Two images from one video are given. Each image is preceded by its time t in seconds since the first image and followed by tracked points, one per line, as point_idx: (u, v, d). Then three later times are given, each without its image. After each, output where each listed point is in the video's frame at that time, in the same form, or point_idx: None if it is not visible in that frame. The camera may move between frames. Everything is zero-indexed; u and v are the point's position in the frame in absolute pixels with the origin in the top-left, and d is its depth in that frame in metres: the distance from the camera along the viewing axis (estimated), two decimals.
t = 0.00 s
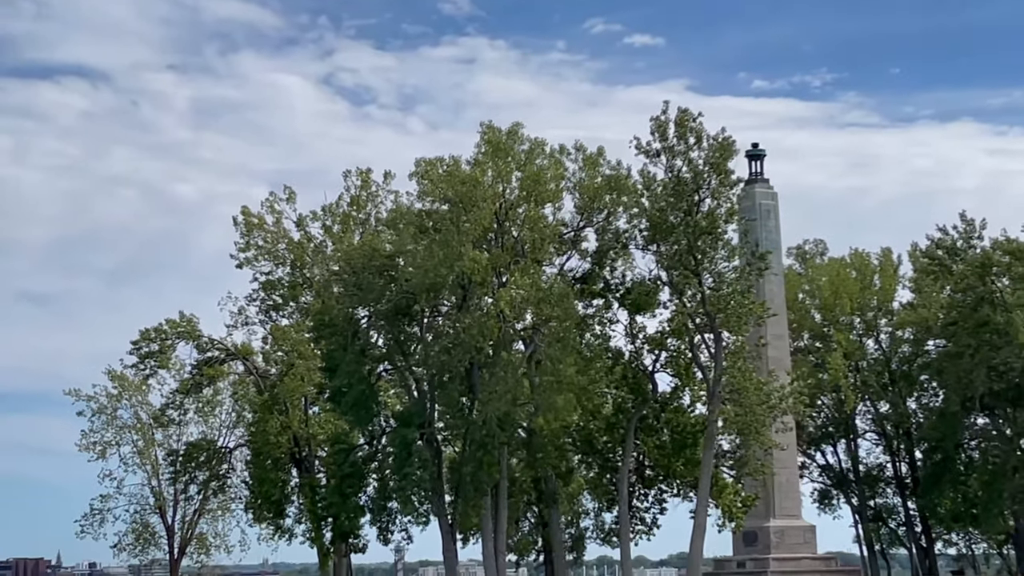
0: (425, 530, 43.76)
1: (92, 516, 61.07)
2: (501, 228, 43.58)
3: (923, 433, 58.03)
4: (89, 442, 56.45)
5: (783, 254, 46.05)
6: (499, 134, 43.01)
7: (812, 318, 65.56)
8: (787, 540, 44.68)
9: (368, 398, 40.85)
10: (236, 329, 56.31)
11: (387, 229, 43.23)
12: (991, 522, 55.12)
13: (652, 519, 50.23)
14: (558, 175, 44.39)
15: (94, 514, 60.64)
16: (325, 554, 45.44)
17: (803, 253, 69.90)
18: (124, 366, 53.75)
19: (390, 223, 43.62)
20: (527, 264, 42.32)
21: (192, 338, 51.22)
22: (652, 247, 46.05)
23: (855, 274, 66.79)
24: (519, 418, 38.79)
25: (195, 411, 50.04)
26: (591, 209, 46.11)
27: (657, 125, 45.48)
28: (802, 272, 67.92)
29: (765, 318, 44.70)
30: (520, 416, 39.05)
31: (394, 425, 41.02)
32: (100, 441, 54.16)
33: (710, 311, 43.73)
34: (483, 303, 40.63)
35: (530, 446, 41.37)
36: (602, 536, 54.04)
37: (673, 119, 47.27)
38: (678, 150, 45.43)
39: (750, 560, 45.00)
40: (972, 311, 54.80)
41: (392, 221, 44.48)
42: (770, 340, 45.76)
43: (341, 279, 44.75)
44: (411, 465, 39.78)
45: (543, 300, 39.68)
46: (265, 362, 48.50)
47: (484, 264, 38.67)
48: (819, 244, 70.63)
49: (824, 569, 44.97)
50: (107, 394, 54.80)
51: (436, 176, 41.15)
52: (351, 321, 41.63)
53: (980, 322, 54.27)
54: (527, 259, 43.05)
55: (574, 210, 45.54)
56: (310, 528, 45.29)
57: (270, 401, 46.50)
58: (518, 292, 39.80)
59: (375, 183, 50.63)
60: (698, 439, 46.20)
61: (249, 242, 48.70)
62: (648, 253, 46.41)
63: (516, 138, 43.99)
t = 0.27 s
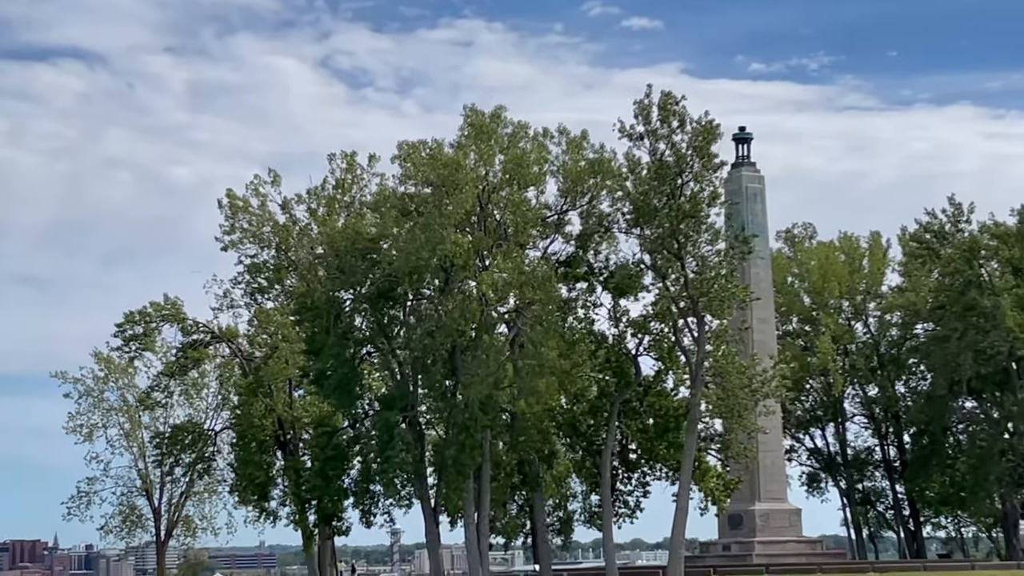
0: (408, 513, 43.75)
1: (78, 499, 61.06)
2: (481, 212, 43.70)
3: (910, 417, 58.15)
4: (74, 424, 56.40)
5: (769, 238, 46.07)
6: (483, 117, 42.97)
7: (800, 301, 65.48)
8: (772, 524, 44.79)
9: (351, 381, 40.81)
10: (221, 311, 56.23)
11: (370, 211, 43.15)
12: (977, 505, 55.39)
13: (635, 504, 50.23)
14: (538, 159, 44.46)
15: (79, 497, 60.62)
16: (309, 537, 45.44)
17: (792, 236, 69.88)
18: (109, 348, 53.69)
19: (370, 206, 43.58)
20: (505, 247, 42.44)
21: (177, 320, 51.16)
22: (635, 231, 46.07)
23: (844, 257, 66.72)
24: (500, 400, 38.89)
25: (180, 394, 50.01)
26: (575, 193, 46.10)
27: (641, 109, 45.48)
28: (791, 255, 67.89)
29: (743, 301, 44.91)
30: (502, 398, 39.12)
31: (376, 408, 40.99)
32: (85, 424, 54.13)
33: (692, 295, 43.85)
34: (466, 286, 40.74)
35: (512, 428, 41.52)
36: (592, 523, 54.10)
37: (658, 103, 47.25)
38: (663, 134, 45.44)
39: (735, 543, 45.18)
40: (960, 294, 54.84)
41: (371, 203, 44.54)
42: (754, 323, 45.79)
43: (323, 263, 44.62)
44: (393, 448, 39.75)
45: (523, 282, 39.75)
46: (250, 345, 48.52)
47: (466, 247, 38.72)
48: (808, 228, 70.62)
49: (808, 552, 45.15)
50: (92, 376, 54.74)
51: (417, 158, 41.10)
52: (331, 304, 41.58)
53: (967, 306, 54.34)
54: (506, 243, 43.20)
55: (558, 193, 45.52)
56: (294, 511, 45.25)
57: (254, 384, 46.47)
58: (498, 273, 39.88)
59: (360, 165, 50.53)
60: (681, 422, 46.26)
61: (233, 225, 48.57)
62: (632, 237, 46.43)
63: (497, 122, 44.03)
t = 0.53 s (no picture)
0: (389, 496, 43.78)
1: (63, 480, 61.07)
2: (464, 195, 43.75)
3: (895, 401, 58.32)
4: (58, 406, 56.39)
5: (754, 222, 46.13)
6: (466, 100, 42.96)
7: (788, 285, 65.47)
8: (756, 507, 44.90)
9: (332, 363, 40.80)
10: (206, 294, 56.18)
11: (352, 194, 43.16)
12: (962, 489, 55.72)
13: (618, 487, 50.34)
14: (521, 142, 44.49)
15: (65, 478, 60.65)
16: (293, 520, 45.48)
17: (780, 221, 69.93)
18: (93, 330, 53.65)
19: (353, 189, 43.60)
20: (486, 230, 42.54)
21: (160, 302, 51.14)
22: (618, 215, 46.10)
23: (832, 241, 66.70)
24: (480, 383, 39.04)
25: (164, 376, 50.01)
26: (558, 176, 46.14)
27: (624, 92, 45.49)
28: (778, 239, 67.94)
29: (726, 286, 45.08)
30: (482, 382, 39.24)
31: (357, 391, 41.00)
32: (69, 406, 54.13)
33: (674, 279, 44.32)
34: (446, 269, 40.74)
35: (493, 412, 41.68)
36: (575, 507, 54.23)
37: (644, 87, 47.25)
38: (647, 117, 45.46)
39: (719, 527, 45.23)
40: (946, 279, 54.92)
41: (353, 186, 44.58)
42: (738, 308, 45.87)
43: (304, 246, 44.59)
44: (373, 431, 39.77)
45: (503, 266, 39.83)
46: (233, 328, 48.57)
47: (446, 232, 38.78)
48: (796, 213, 70.67)
49: (793, 535, 45.22)
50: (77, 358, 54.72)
51: (400, 141, 41.10)
52: (313, 287, 41.59)
53: (953, 290, 54.42)
54: (488, 227, 43.26)
55: (541, 176, 45.56)
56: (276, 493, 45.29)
57: (238, 366, 46.48)
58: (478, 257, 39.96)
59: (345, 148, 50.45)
60: (662, 406, 46.31)
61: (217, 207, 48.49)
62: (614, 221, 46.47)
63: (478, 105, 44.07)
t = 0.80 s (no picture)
0: (368, 483, 43.73)
1: (45, 467, 60.97)
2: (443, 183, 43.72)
3: (878, 390, 58.41)
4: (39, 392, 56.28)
5: (736, 210, 46.13)
6: (446, 87, 42.86)
7: (774, 274, 65.41)
8: (738, 495, 44.90)
9: (310, 350, 40.73)
10: (186, 280, 56.06)
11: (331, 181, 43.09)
12: (945, 477, 55.90)
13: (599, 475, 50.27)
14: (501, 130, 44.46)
15: (46, 465, 60.52)
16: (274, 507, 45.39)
17: (766, 209, 69.92)
18: (74, 317, 53.49)
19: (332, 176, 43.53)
20: (464, 218, 42.54)
21: (141, 289, 51.01)
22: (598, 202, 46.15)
23: (817, 230, 66.62)
24: (459, 371, 39.09)
25: (145, 363, 49.92)
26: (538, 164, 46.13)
27: (605, 80, 45.44)
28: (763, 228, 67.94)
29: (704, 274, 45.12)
30: (460, 369, 39.28)
31: (335, 377, 40.93)
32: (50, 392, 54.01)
33: (651, 267, 44.46)
34: (424, 257, 40.67)
35: (471, 400, 41.75)
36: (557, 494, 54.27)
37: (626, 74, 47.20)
38: (628, 106, 45.38)
39: (700, 514, 45.21)
40: (930, 269, 54.92)
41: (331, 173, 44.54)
42: (720, 296, 45.85)
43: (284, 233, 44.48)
44: (351, 417, 39.69)
45: (481, 254, 39.84)
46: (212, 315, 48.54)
47: (424, 219, 38.78)
48: (782, 202, 70.76)
49: (774, 524, 45.19)
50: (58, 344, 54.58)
51: (380, 128, 41.04)
52: (291, 274, 41.53)
53: (937, 280, 54.45)
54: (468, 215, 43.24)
55: (520, 164, 45.55)
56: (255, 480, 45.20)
57: (218, 353, 46.41)
58: (456, 244, 39.95)
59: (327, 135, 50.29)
60: (641, 394, 46.35)
61: (197, 194, 48.34)
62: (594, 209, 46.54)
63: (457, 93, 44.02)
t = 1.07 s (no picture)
0: (345, 476, 43.75)
1: (25, 459, 60.96)
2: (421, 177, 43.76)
3: (857, 384, 58.54)
4: (18, 384, 56.26)
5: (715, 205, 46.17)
6: (423, 81, 42.88)
7: (755, 269, 65.51)
8: (716, 490, 44.90)
9: (285, 343, 40.76)
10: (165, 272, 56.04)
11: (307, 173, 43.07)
12: (924, 472, 56.08)
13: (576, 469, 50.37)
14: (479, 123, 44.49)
15: (26, 457, 60.52)
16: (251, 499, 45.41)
17: (748, 204, 69.99)
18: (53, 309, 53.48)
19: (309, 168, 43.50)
20: (440, 211, 42.59)
21: (119, 281, 51.00)
22: (576, 196, 46.25)
23: (799, 225, 66.69)
24: (434, 364, 39.11)
25: (123, 355, 49.92)
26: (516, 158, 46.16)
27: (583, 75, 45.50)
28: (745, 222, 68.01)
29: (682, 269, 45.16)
30: (434, 362, 39.38)
31: (311, 370, 40.95)
32: (29, 384, 54.00)
33: (627, 261, 44.56)
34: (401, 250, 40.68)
35: (447, 393, 41.83)
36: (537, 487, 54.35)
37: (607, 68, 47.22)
38: (606, 100, 45.42)
39: (678, 509, 45.25)
40: (910, 264, 55.02)
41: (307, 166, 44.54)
42: (699, 291, 45.88)
43: (261, 226, 44.48)
44: (326, 410, 39.70)
45: (456, 247, 39.89)
46: (190, 307, 48.54)
47: (399, 212, 38.82)
48: (765, 197, 70.83)
49: (752, 518, 45.23)
50: (37, 336, 54.56)
51: (357, 121, 41.04)
52: (267, 267, 41.53)
53: (918, 275, 54.54)
54: (446, 208, 43.27)
55: (498, 158, 45.58)
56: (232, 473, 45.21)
57: (195, 345, 46.43)
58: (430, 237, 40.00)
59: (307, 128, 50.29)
60: (616, 389, 46.46)
61: (176, 186, 48.33)
62: (572, 203, 46.66)
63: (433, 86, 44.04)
